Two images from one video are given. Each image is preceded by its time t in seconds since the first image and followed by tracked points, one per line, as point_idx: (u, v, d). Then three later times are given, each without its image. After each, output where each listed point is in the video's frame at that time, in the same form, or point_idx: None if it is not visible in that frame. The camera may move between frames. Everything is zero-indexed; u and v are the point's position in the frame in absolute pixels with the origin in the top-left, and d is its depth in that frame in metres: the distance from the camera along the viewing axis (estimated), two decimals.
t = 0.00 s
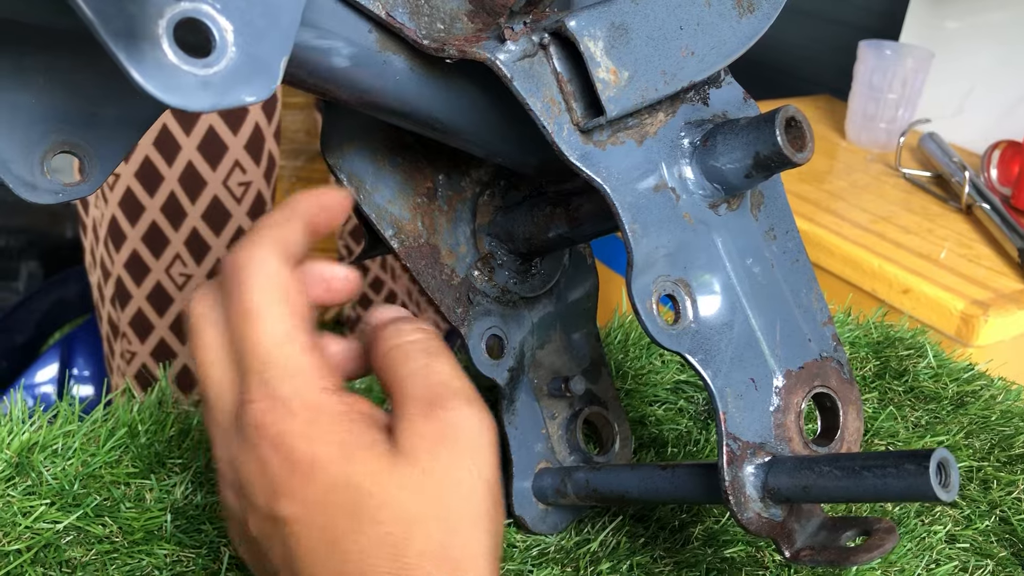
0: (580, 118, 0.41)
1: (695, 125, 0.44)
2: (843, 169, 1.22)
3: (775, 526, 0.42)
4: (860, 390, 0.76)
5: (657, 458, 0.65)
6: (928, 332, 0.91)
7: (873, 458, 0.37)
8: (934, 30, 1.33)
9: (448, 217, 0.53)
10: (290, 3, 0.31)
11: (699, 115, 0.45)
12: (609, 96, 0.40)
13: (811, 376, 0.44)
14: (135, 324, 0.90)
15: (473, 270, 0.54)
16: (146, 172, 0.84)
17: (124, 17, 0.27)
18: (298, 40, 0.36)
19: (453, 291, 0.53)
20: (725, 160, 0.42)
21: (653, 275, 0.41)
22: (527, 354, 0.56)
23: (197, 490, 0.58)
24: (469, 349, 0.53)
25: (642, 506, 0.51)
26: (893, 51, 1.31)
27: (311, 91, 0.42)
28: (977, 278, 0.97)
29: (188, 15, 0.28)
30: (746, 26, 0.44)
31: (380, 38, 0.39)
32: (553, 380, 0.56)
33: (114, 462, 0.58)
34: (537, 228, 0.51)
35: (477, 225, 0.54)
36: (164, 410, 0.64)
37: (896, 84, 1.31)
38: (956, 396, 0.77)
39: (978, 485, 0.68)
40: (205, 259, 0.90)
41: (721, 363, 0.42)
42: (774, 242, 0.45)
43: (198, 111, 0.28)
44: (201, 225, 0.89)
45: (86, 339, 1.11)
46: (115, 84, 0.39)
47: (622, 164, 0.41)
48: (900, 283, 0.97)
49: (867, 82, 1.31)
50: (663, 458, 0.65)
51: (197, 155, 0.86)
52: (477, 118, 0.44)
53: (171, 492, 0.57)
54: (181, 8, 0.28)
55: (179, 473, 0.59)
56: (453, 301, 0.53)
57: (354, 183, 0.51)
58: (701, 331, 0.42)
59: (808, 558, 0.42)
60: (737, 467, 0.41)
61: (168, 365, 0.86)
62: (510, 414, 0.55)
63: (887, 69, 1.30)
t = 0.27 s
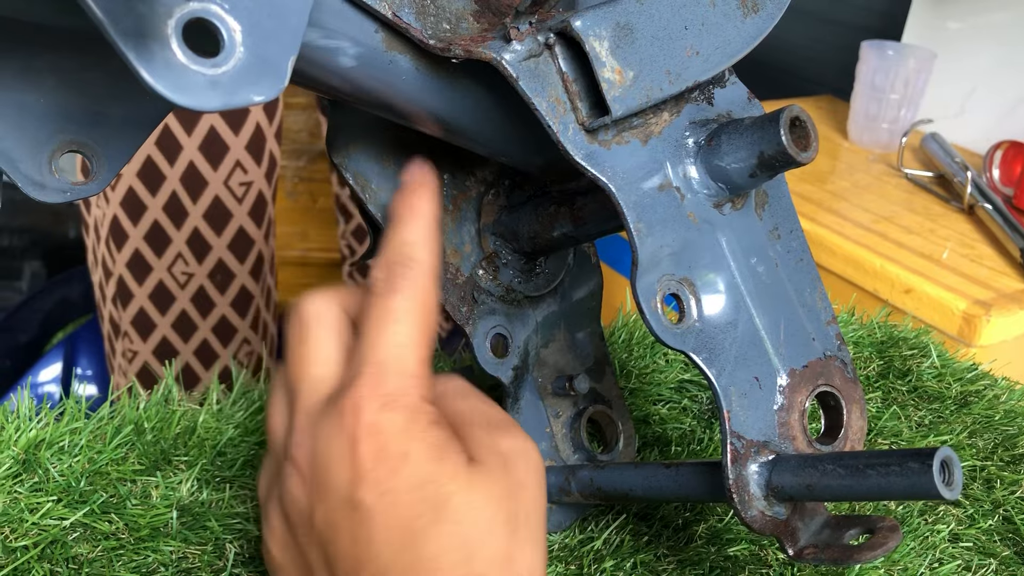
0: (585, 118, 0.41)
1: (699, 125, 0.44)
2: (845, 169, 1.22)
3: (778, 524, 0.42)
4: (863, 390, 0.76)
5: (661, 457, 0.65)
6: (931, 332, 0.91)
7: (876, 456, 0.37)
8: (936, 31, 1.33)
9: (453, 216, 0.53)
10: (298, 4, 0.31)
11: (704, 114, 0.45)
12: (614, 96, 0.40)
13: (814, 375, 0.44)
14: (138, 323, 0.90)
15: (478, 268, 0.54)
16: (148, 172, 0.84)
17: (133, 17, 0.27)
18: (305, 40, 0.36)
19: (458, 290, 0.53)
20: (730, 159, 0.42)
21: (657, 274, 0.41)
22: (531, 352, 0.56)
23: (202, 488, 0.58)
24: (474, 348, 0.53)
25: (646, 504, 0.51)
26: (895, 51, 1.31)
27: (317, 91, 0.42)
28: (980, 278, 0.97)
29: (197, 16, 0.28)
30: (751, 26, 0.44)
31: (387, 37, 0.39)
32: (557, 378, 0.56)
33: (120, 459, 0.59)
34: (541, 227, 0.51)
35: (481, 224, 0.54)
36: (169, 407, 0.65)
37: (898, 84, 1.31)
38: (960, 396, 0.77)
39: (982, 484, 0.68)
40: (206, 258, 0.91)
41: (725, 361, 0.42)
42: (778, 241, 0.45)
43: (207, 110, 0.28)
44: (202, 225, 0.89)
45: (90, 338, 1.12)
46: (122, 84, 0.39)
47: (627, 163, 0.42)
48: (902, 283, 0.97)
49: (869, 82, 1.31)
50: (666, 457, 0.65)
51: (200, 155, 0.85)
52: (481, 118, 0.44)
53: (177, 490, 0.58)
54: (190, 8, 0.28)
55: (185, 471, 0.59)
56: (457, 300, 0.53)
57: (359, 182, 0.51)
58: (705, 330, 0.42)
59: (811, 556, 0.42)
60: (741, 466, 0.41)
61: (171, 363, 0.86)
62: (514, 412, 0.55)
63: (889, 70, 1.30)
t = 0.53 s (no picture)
0: (588, 121, 0.41)
1: (703, 128, 0.44)
2: (847, 170, 1.22)
3: (781, 529, 0.42)
4: (865, 391, 0.76)
5: (662, 459, 0.65)
6: (934, 334, 0.91)
7: (879, 461, 0.37)
8: (938, 31, 1.32)
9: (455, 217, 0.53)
10: (300, 9, 0.31)
11: (707, 117, 0.45)
12: (618, 99, 0.40)
13: (817, 379, 0.44)
14: (138, 323, 0.90)
15: (480, 270, 0.54)
16: (149, 172, 0.84)
17: (135, 21, 0.27)
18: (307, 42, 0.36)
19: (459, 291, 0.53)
20: (733, 163, 0.42)
21: (660, 277, 0.41)
22: (533, 354, 0.56)
23: (203, 490, 0.58)
24: (475, 350, 0.53)
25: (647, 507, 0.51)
26: (897, 52, 1.31)
27: (320, 94, 0.42)
28: (982, 280, 0.97)
29: (199, 19, 0.28)
30: (754, 28, 0.44)
31: (389, 39, 0.39)
32: (559, 381, 0.56)
33: (120, 461, 0.59)
34: (543, 229, 0.51)
35: (483, 226, 0.54)
36: (169, 409, 0.65)
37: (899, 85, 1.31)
38: (962, 398, 0.77)
39: (984, 486, 0.68)
40: (206, 259, 0.91)
41: (728, 366, 0.42)
42: (781, 244, 0.45)
43: (208, 114, 0.28)
44: (202, 226, 0.89)
45: (91, 338, 1.12)
46: (124, 86, 0.39)
47: (629, 166, 0.41)
48: (905, 285, 0.97)
49: (871, 83, 1.31)
50: (668, 459, 0.65)
51: (200, 155, 0.85)
52: (484, 121, 0.44)
53: (177, 491, 0.57)
54: (193, 11, 0.28)
55: (185, 472, 0.59)
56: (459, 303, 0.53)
57: (361, 184, 0.51)
58: (708, 334, 0.42)
59: (814, 561, 0.41)
60: (743, 471, 0.41)
61: (173, 364, 0.86)
62: (515, 414, 0.55)
63: (891, 70, 1.30)
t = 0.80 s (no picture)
0: (588, 121, 0.41)
1: (702, 127, 0.44)
2: (847, 170, 1.22)
3: (780, 527, 0.42)
4: (865, 391, 0.76)
5: (663, 458, 0.65)
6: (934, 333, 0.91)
7: (878, 460, 0.37)
8: (939, 31, 1.33)
9: (455, 217, 0.53)
10: (301, 8, 0.31)
11: (706, 116, 0.45)
12: (617, 99, 0.40)
13: (817, 378, 0.44)
14: (139, 323, 0.90)
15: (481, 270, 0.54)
16: (150, 172, 0.84)
17: (138, 22, 0.27)
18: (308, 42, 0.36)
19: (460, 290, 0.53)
20: (732, 162, 0.42)
21: (660, 276, 0.41)
22: (533, 353, 0.56)
23: (205, 488, 0.58)
24: (476, 349, 0.53)
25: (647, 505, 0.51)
26: (898, 52, 1.31)
27: (321, 94, 0.42)
28: (982, 280, 0.97)
29: (200, 20, 0.28)
30: (754, 28, 0.44)
31: (390, 39, 0.39)
32: (560, 380, 0.56)
33: (123, 459, 0.59)
34: (544, 229, 0.51)
35: (484, 225, 0.54)
36: (171, 408, 0.65)
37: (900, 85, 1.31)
38: (962, 397, 0.77)
39: (984, 485, 0.68)
40: (207, 258, 0.91)
41: (728, 364, 0.42)
42: (780, 243, 0.45)
43: (210, 115, 0.28)
44: (203, 225, 0.89)
45: (92, 338, 1.12)
46: (126, 87, 0.39)
47: (629, 166, 0.42)
48: (905, 284, 0.97)
49: (871, 83, 1.31)
50: (668, 458, 0.65)
51: (201, 155, 0.85)
52: (484, 120, 0.44)
53: (179, 490, 0.58)
54: (195, 12, 0.28)
55: (187, 470, 0.59)
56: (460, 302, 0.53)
57: (362, 184, 0.51)
58: (707, 332, 0.42)
59: (813, 559, 0.42)
60: (742, 469, 0.41)
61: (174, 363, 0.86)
62: (516, 413, 0.55)
63: (891, 70, 1.30)
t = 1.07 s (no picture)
0: (586, 122, 0.41)
1: (702, 128, 0.44)
2: (848, 170, 1.22)
3: (780, 529, 0.42)
4: (865, 392, 0.76)
5: (663, 459, 0.65)
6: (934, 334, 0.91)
7: (878, 462, 0.37)
8: (940, 32, 1.33)
9: (454, 218, 0.53)
10: (299, 9, 0.31)
11: (706, 117, 0.45)
12: (616, 100, 0.40)
13: (816, 379, 0.44)
14: (138, 324, 0.90)
15: (479, 271, 0.54)
16: (149, 173, 0.84)
17: (133, 24, 0.27)
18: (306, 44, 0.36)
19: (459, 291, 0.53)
20: (731, 163, 0.42)
21: (659, 278, 0.41)
22: (533, 355, 0.56)
23: (204, 489, 0.58)
24: (474, 349, 0.53)
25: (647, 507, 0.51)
26: (898, 52, 1.31)
27: (319, 95, 0.42)
28: (983, 280, 0.97)
29: (196, 21, 0.28)
30: (753, 29, 0.44)
31: (387, 40, 0.39)
32: (559, 381, 0.56)
33: (122, 460, 0.59)
34: (543, 230, 0.51)
35: (483, 226, 0.54)
36: (171, 408, 0.65)
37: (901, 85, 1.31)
38: (962, 398, 0.77)
39: (984, 487, 0.68)
40: (207, 259, 0.90)
41: (727, 366, 0.42)
42: (780, 244, 0.45)
43: (206, 117, 0.28)
44: (203, 226, 0.89)
45: (92, 339, 1.12)
46: (123, 88, 0.39)
47: (628, 167, 0.41)
48: (905, 285, 0.97)
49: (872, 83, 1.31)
50: (668, 459, 0.65)
51: (201, 156, 0.85)
52: (483, 121, 0.44)
53: (178, 491, 0.57)
54: (191, 14, 0.28)
55: (186, 472, 0.59)
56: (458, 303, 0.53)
57: (361, 185, 0.51)
58: (707, 334, 0.42)
59: (813, 561, 0.41)
60: (742, 471, 0.41)
61: (173, 364, 0.86)
62: (515, 414, 0.55)
63: (892, 70, 1.30)
